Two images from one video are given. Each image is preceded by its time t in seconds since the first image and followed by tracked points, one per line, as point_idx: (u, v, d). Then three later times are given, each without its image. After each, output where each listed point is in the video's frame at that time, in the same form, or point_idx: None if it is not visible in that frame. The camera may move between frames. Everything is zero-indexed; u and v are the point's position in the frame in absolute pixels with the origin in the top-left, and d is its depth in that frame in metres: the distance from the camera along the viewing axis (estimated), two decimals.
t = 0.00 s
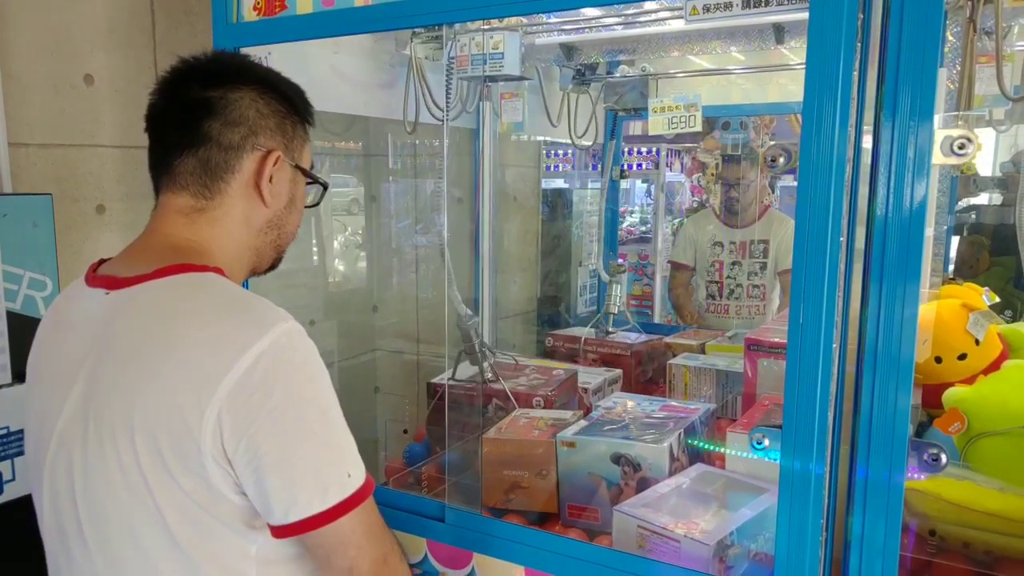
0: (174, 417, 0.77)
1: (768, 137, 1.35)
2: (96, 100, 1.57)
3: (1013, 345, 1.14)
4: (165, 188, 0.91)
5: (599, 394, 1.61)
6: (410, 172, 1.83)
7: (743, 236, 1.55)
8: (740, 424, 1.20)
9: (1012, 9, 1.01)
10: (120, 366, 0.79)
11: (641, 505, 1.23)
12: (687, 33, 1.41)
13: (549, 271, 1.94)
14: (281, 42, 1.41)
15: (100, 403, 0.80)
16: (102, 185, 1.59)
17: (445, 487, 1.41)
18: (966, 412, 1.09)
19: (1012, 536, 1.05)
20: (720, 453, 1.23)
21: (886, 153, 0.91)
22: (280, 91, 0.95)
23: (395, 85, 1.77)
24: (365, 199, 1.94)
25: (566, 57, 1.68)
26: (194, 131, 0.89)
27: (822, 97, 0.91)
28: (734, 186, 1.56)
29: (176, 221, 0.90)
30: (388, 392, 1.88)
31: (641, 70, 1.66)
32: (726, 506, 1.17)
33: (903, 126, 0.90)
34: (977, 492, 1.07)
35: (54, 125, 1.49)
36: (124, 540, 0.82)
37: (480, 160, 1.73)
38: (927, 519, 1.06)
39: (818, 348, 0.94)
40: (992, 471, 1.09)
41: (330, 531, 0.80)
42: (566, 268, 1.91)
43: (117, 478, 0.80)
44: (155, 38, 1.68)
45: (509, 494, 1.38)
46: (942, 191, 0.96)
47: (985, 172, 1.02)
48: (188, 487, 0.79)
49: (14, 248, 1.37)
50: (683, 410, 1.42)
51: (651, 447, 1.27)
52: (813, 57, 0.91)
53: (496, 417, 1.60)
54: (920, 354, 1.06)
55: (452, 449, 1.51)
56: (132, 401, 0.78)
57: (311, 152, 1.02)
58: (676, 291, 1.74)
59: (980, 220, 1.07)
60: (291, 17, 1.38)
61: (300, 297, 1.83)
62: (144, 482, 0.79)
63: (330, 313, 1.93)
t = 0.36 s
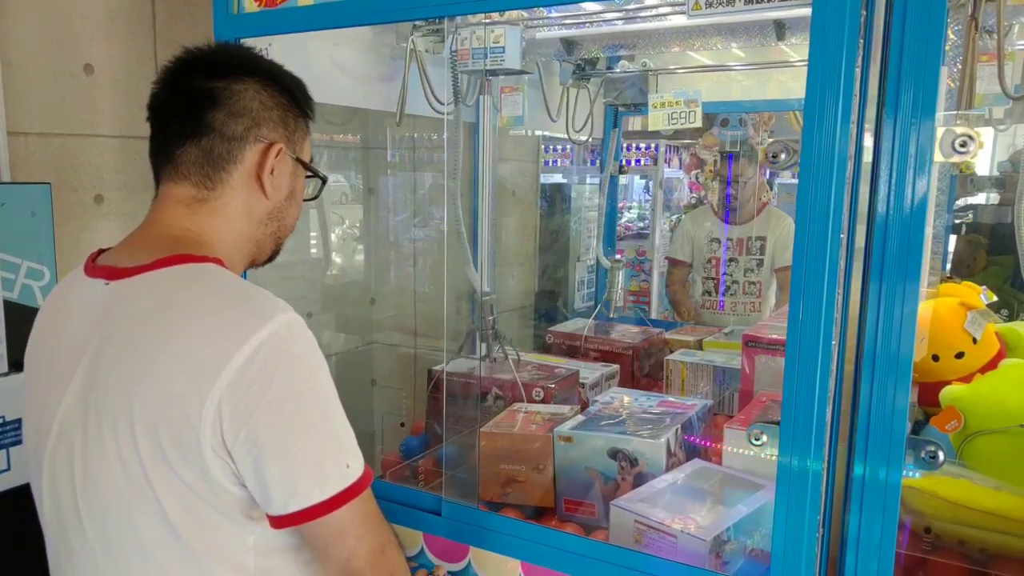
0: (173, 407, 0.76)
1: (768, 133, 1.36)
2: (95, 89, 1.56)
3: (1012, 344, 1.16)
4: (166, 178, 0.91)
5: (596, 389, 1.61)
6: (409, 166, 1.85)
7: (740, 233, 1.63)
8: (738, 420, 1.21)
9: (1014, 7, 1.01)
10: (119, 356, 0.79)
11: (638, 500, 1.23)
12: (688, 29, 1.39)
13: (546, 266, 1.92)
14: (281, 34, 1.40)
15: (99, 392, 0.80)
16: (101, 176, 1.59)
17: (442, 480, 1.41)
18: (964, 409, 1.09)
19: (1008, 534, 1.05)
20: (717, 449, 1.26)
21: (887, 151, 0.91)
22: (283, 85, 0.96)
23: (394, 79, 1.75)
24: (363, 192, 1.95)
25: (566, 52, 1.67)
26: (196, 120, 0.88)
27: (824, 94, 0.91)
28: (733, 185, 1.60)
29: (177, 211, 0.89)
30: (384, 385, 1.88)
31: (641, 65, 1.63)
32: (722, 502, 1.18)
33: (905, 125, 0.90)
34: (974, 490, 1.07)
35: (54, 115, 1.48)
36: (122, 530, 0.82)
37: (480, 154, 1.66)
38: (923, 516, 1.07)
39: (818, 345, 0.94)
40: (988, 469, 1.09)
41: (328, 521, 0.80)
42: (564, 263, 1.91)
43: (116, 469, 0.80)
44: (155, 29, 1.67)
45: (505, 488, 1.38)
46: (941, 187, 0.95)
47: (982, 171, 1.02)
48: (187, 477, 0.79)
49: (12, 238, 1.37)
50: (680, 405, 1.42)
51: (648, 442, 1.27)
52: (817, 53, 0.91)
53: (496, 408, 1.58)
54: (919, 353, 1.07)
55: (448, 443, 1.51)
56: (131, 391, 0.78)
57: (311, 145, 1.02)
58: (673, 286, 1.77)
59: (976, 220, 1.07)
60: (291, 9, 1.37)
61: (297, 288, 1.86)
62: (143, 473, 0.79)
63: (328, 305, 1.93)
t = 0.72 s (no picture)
0: (168, 399, 0.76)
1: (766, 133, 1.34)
2: (95, 83, 1.55)
3: (1008, 343, 1.16)
4: (164, 172, 0.91)
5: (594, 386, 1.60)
6: (408, 162, 1.88)
7: (738, 231, 1.62)
8: (735, 418, 1.21)
9: (1014, 7, 1.01)
10: (114, 348, 0.79)
11: (635, 497, 1.23)
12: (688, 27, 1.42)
13: (544, 263, 1.87)
14: (282, 29, 1.40)
15: (95, 384, 0.80)
16: (99, 170, 1.58)
17: (440, 477, 1.41)
18: (961, 408, 1.10)
19: (1007, 533, 1.05)
20: (717, 449, 1.26)
21: (887, 151, 0.91)
22: (280, 82, 0.95)
23: (396, 74, 1.78)
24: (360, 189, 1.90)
25: (567, 49, 1.68)
26: (195, 115, 0.88)
27: (824, 93, 0.91)
28: (729, 183, 1.58)
29: (174, 207, 0.88)
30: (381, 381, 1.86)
31: (641, 63, 1.65)
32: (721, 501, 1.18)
33: (905, 124, 0.90)
34: (971, 489, 1.07)
35: (53, 109, 1.48)
36: (116, 522, 0.81)
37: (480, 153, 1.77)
38: (920, 516, 1.07)
39: (817, 343, 0.94)
40: (985, 468, 1.09)
41: (322, 514, 0.80)
42: (563, 261, 1.87)
43: (111, 461, 0.80)
44: (155, 23, 1.67)
45: (500, 488, 1.39)
46: (939, 189, 0.95)
47: (980, 171, 1.02)
48: (181, 470, 0.79)
49: (10, 231, 1.36)
50: (679, 403, 1.43)
51: (645, 440, 1.27)
52: (818, 52, 0.91)
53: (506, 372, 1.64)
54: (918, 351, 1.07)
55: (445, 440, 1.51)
56: (127, 383, 0.77)
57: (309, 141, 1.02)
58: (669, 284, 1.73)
59: (974, 219, 1.07)
60: (292, 3, 1.37)
61: (295, 284, 1.83)
62: (138, 465, 0.79)
63: (327, 301, 1.90)
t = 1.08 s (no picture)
0: (156, 395, 0.76)
1: (762, 132, 1.34)
2: (90, 79, 1.55)
3: (1005, 342, 1.16)
4: (146, 169, 0.90)
5: (590, 384, 1.61)
6: (405, 159, 1.84)
7: (733, 229, 1.57)
8: (731, 416, 1.21)
9: (1012, 6, 1.01)
10: (100, 345, 0.79)
11: (631, 494, 1.23)
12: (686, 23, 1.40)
13: (542, 261, 1.87)
14: (278, 25, 1.40)
15: (81, 380, 0.79)
16: (95, 166, 1.58)
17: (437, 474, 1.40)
18: (957, 407, 1.10)
19: (1004, 531, 1.06)
20: (712, 446, 1.25)
21: (886, 150, 0.91)
22: (261, 76, 0.95)
23: (392, 72, 1.76)
24: (360, 184, 1.93)
25: (564, 46, 1.69)
26: (174, 111, 0.88)
27: (823, 91, 0.91)
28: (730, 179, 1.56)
29: (158, 203, 0.89)
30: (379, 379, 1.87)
31: (638, 61, 1.64)
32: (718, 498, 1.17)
33: (903, 124, 0.90)
34: (966, 487, 1.08)
35: (49, 105, 1.47)
36: (103, 519, 0.81)
37: (477, 150, 1.80)
38: (918, 514, 1.06)
39: (813, 341, 0.94)
40: (980, 466, 1.10)
41: (316, 506, 0.81)
42: (559, 258, 1.86)
43: (97, 458, 0.79)
44: (150, 19, 1.66)
45: (499, 481, 1.39)
46: (938, 187, 0.96)
47: (976, 171, 1.02)
48: (169, 466, 0.79)
49: (5, 228, 1.36)
50: (675, 401, 1.43)
51: (641, 437, 1.27)
52: (817, 51, 0.91)
53: (474, 330, 1.69)
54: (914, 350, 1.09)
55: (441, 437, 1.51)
56: (113, 380, 0.77)
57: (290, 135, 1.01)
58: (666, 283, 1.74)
59: (971, 218, 1.07)
60: None
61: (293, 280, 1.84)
62: (125, 461, 0.79)
63: (323, 300, 1.91)
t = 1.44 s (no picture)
0: (155, 386, 0.76)
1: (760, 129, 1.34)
2: (90, 75, 1.54)
3: (1002, 341, 1.16)
4: (131, 167, 0.90)
5: (588, 382, 1.59)
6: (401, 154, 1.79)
7: (728, 227, 1.59)
8: (729, 414, 1.20)
9: (1009, 6, 1.01)
10: (98, 336, 0.78)
11: (628, 491, 1.24)
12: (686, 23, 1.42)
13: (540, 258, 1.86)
14: (279, 22, 1.40)
15: (79, 372, 0.79)
16: (94, 162, 1.57)
17: (435, 471, 1.40)
18: (954, 405, 1.09)
19: (1000, 530, 1.06)
20: (709, 443, 1.25)
21: (885, 147, 0.91)
22: (240, 67, 0.94)
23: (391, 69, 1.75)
24: (355, 183, 1.89)
25: (562, 44, 1.69)
26: (155, 108, 0.88)
27: (821, 90, 0.91)
28: (721, 176, 1.56)
29: (145, 200, 0.88)
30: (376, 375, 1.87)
31: (636, 59, 1.68)
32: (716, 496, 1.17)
33: (901, 122, 0.90)
34: (964, 486, 1.08)
35: (48, 100, 1.47)
36: (100, 511, 0.81)
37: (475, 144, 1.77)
38: (913, 512, 1.07)
39: (812, 339, 0.94)
40: (979, 465, 1.09)
41: (314, 495, 0.82)
42: (558, 255, 1.85)
43: (94, 449, 0.79)
44: (150, 15, 1.66)
45: (498, 478, 1.39)
46: (934, 185, 0.96)
47: (973, 170, 1.02)
48: (168, 457, 0.79)
49: (4, 223, 1.35)
50: (673, 399, 1.43)
51: (640, 435, 1.27)
52: (814, 50, 0.91)
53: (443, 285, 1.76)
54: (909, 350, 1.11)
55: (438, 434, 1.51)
56: (111, 372, 0.77)
57: (274, 125, 1.01)
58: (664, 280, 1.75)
59: (967, 217, 1.08)
60: None
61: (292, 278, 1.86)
62: (123, 453, 0.78)
63: (321, 296, 1.91)
